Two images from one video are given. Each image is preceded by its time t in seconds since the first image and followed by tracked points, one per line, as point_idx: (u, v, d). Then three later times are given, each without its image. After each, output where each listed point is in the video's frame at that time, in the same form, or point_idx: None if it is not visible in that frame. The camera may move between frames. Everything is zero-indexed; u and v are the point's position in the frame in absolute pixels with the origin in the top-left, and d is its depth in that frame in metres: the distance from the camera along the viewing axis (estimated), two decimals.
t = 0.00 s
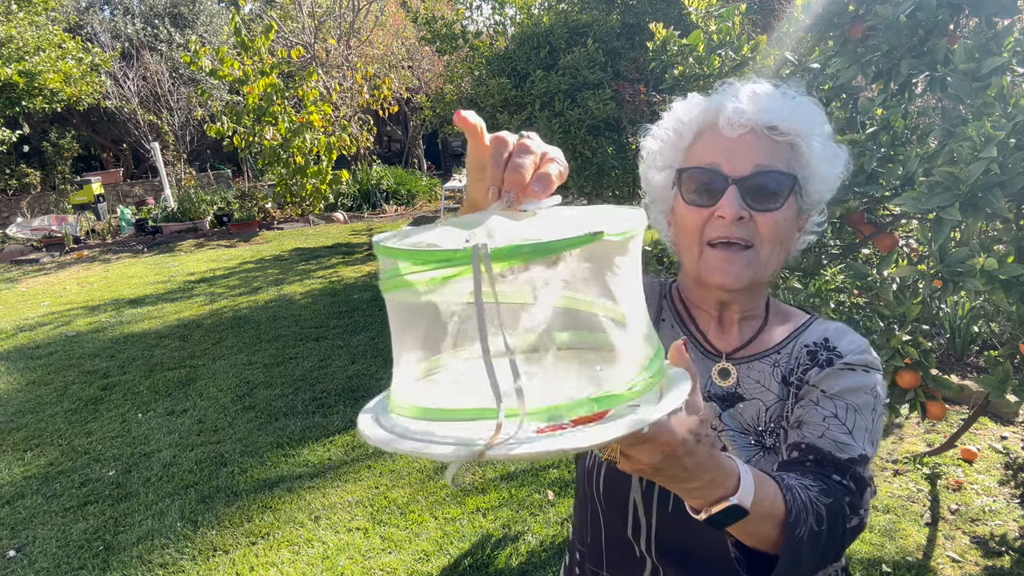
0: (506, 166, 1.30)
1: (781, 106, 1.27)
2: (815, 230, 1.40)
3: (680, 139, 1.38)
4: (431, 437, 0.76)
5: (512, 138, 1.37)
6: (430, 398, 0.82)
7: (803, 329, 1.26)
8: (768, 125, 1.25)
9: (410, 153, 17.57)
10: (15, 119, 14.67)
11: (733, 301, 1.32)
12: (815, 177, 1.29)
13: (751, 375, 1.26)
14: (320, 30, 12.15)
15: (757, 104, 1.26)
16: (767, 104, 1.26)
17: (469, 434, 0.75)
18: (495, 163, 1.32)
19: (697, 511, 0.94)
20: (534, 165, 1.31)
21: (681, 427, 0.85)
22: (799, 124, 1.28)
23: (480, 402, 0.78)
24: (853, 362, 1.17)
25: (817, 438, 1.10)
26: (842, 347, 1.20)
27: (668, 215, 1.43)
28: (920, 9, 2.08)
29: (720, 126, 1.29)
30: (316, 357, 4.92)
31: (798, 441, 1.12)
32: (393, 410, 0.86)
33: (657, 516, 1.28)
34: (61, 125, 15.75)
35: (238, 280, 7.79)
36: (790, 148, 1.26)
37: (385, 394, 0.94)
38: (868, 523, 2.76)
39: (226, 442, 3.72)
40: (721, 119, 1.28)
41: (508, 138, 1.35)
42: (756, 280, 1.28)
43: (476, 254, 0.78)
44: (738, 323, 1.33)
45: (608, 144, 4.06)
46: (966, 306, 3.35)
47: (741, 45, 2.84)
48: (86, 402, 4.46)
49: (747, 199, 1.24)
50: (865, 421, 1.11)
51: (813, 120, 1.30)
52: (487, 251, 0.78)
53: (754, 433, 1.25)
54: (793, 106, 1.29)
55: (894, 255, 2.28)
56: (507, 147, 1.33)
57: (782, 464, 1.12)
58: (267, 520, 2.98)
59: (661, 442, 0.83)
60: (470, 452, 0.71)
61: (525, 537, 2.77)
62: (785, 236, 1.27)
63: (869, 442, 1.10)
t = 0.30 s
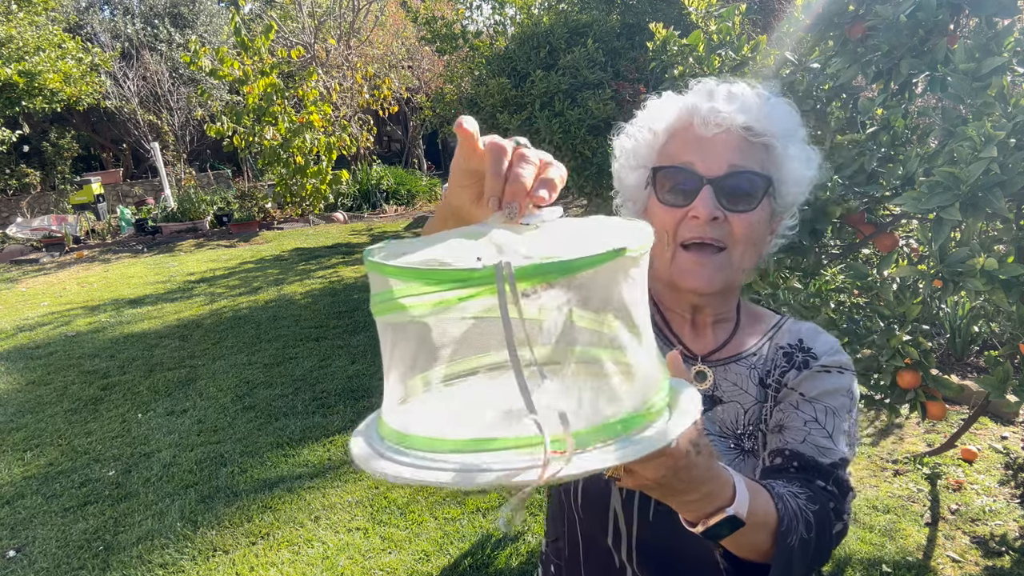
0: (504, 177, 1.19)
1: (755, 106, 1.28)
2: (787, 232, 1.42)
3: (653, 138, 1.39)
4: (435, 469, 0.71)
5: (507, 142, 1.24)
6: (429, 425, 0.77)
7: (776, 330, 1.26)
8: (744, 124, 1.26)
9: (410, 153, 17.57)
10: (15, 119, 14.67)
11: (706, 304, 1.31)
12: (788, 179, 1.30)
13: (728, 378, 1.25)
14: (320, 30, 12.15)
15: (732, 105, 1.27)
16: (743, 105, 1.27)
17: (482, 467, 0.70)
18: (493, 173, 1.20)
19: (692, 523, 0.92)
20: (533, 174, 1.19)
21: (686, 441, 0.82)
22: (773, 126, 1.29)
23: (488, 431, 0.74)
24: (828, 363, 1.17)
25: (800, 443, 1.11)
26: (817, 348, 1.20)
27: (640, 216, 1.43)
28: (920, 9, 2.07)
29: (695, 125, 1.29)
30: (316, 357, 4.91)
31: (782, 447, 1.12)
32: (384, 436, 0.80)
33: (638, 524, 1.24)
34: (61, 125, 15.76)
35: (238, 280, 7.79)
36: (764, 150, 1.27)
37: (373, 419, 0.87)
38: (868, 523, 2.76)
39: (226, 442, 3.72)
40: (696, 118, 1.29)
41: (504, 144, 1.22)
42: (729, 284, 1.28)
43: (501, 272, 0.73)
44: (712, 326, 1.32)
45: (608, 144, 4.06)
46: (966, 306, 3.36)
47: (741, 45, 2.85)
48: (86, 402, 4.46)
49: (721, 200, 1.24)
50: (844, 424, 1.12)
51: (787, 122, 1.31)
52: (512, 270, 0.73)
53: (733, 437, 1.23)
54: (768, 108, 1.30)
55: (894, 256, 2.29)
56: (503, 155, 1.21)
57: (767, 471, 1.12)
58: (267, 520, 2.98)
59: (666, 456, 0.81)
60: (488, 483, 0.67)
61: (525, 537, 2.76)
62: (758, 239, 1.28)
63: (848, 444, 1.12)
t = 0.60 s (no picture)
0: (506, 182, 1.10)
1: (735, 104, 1.28)
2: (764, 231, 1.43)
3: (633, 136, 1.39)
4: (438, 480, 0.70)
5: (503, 142, 1.14)
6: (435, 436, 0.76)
7: (752, 329, 1.27)
8: (723, 122, 1.26)
9: (410, 153, 17.59)
10: (15, 119, 14.67)
11: (685, 303, 1.30)
12: (766, 178, 1.30)
13: (707, 377, 1.26)
14: (320, 29, 12.15)
15: (712, 102, 1.27)
16: (723, 101, 1.27)
17: (492, 477, 0.69)
18: (494, 179, 1.10)
19: (678, 528, 0.90)
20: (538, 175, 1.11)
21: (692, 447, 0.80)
22: (752, 125, 1.29)
23: (501, 439, 0.73)
24: (805, 363, 1.17)
25: (778, 444, 1.09)
26: (795, 348, 1.20)
27: (619, 213, 1.42)
28: (920, 9, 2.07)
29: (675, 123, 1.29)
30: (316, 357, 4.91)
31: (760, 447, 1.11)
32: (382, 450, 0.79)
33: (619, 526, 1.23)
34: (61, 125, 15.76)
35: (238, 280, 7.79)
36: (743, 148, 1.27)
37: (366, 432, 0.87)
38: (868, 523, 2.76)
39: (225, 442, 3.72)
40: (676, 115, 1.29)
41: (501, 147, 1.11)
42: (708, 282, 1.28)
43: (540, 269, 0.71)
44: (689, 324, 1.32)
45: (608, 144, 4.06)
46: (966, 306, 3.36)
47: (741, 45, 2.84)
48: (86, 402, 4.46)
49: (700, 197, 1.23)
50: (821, 424, 1.11)
51: (766, 121, 1.31)
52: (553, 266, 0.71)
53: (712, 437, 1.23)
54: (748, 107, 1.30)
55: (894, 256, 2.29)
56: (502, 158, 1.11)
57: (745, 473, 1.11)
58: (267, 520, 2.98)
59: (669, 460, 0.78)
60: (499, 495, 0.66)
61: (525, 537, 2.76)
62: (736, 237, 1.27)
63: (826, 444, 1.11)
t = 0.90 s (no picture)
0: (501, 187, 1.09)
1: (727, 105, 1.28)
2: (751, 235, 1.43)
3: (623, 134, 1.38)
4: (438, 482, 0.69)
5: (500, 148, 1.14)
6: (435, 440, 0.75)
7: (740, 335, 1.27)
8: (714, 123, 1.26)
9: (410, 153, 17.60)
10: (15, 119, 14.66)
11: (674, 303, 1.31)
12: (757, 179, 1.30)
13: (693, 381, 1.26)
14: (320, 29, 12.15)
15: (703, 103, 1.27)
16: (714, 102, 1.27)
17: (493, 481, 0.68)
18: (490, 183, 1.10)
19: (659, 532, 0.90)
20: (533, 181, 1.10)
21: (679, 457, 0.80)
22: (744, 126, 1.29)
23: (504, 441, 0.72)
24: (792, 370, 1.16)
25: (763, 450, 1.08)
26: (782, 354, 1.20)
27: (609, 212, 1.42)
28: (920, 9, 2.07)
29: (666, 123, 1.29)
30: (316, 357, 4.91)
31: (744, 454, 1.10)
32: (377, 454, 0.77)
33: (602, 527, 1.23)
34: (61, 125, 15.76)
35: (238, 280, 7.79)
36: (733, 149, 1.27)
37: (356, 434, 0.86)
38: (868, 523, 2.76)
39: (225, 442, 3.72)
40: (667, 115, 1.28)
41: (498, 151, 1.12)
42: (697, 282, 1.28)
43: (562, 263, 0.72)
44: (678, 327, 1.33)
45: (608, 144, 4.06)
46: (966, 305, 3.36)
47: (741, 45, 2.84)
48: (86, 402, 4.46)
49: (691, 197, 1.24)
50: (806, 431, 1.10)
51: (758, 122, 1.31)
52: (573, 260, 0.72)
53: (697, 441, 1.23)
54: (740, 108, 1.30)
55: (894, 256, 2.29)
56: (498, 163, 1.11)
57: (729, 478, 1.10)
58: (267, 521, 2.98)
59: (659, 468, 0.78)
60: (497, 497, 0.65)
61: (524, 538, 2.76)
62: (726, 238, 1.28)
63: (811, 451, 1.10)
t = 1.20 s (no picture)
0: (498, 194, 1.09)
1: (721, 106, 1.28)
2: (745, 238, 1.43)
3: (616, 135, 1.38)
4: (436, 497, 0.68)
5: (497, 154, 1.14)
6: (435, 452, 0.74)
7: (732, 339, 1.27)
8: (707, 124, 1.26)
9: (410, 153, 17.60)
10: (15, 119, 14.66)
11: (667, 306, 1.31)
12: (750, 181, 1.30)
13: (684, 384, 1.26)
14: (320, 30, 12.14)
15: (697, 104, 1.27)
16: (708, 104, 1.27)
17: (489, 496, 0.68)
18: (486, 191, 1.09)
19: (640, 537, 0.87)
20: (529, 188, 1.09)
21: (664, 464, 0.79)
22: (738, 127, 1.29)
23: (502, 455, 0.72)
24: (784, 375, 1.16)
25: (751, 456, 1.08)
26: (775, 359, 1.20)
27: (601, 212, 1.42)
28: (920, 9, 2.07)
29: (659, 124, 1.29)
30: (316, 357, 4.91)
31: (733, 459, 1.09)
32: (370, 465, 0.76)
33: (592, 530, 1.23)
34: (61, 125, 15.77)
35: (238, 280, 7.79)
36: (726, 151, 1.27)
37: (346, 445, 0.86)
38: (868, 523, 2.76)
39: (225, 442, 3.72)
40: (661, 116, 1.28)
41: (495, 158, 1.12)
42: (690, 285, 1.28)
43: (584, 273, 0.73)
44: (670, 329, 1.32)
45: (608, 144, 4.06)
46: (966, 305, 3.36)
47: (741, 45, 2.84)
48: (86, 402, 4.46)
49: (684, 199, 1.24)
50: (796, 437, 1.10)
51: (751, 124, 1.31)
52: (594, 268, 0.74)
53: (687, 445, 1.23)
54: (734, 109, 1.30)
55: (894, 256, 2.28)
56: (495, 169, 1.10)
57: (717, 484, 1.09)
58: (267, 520, 2.98)
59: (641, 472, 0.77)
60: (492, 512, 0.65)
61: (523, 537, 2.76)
62: (719, 240, 1.28)
63: (801, 458, 1.09)
